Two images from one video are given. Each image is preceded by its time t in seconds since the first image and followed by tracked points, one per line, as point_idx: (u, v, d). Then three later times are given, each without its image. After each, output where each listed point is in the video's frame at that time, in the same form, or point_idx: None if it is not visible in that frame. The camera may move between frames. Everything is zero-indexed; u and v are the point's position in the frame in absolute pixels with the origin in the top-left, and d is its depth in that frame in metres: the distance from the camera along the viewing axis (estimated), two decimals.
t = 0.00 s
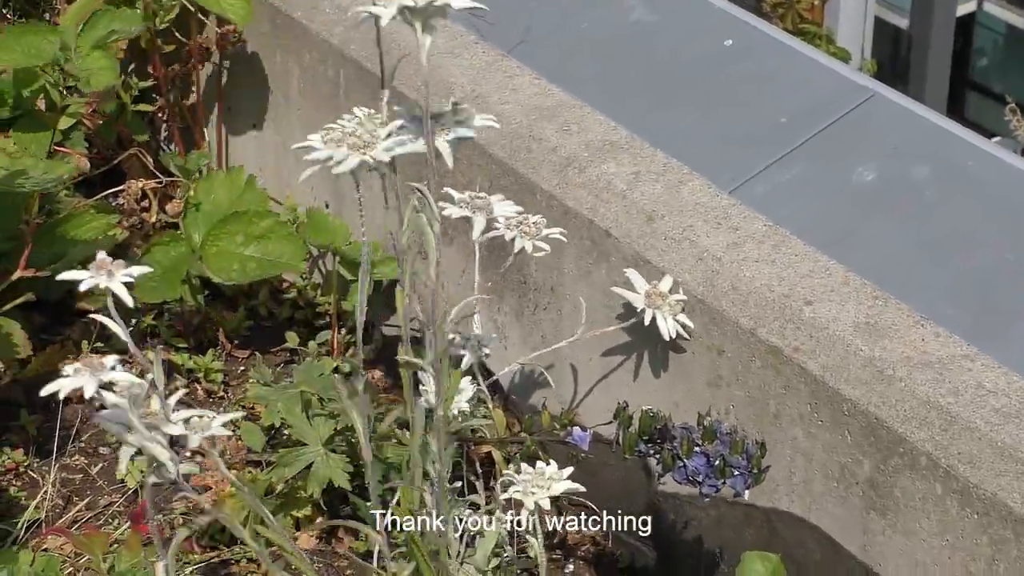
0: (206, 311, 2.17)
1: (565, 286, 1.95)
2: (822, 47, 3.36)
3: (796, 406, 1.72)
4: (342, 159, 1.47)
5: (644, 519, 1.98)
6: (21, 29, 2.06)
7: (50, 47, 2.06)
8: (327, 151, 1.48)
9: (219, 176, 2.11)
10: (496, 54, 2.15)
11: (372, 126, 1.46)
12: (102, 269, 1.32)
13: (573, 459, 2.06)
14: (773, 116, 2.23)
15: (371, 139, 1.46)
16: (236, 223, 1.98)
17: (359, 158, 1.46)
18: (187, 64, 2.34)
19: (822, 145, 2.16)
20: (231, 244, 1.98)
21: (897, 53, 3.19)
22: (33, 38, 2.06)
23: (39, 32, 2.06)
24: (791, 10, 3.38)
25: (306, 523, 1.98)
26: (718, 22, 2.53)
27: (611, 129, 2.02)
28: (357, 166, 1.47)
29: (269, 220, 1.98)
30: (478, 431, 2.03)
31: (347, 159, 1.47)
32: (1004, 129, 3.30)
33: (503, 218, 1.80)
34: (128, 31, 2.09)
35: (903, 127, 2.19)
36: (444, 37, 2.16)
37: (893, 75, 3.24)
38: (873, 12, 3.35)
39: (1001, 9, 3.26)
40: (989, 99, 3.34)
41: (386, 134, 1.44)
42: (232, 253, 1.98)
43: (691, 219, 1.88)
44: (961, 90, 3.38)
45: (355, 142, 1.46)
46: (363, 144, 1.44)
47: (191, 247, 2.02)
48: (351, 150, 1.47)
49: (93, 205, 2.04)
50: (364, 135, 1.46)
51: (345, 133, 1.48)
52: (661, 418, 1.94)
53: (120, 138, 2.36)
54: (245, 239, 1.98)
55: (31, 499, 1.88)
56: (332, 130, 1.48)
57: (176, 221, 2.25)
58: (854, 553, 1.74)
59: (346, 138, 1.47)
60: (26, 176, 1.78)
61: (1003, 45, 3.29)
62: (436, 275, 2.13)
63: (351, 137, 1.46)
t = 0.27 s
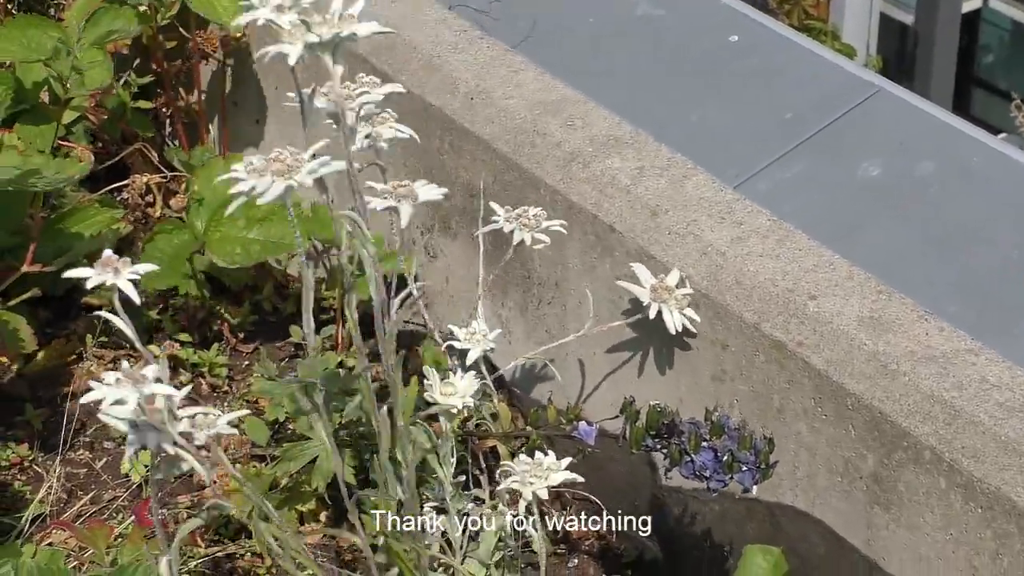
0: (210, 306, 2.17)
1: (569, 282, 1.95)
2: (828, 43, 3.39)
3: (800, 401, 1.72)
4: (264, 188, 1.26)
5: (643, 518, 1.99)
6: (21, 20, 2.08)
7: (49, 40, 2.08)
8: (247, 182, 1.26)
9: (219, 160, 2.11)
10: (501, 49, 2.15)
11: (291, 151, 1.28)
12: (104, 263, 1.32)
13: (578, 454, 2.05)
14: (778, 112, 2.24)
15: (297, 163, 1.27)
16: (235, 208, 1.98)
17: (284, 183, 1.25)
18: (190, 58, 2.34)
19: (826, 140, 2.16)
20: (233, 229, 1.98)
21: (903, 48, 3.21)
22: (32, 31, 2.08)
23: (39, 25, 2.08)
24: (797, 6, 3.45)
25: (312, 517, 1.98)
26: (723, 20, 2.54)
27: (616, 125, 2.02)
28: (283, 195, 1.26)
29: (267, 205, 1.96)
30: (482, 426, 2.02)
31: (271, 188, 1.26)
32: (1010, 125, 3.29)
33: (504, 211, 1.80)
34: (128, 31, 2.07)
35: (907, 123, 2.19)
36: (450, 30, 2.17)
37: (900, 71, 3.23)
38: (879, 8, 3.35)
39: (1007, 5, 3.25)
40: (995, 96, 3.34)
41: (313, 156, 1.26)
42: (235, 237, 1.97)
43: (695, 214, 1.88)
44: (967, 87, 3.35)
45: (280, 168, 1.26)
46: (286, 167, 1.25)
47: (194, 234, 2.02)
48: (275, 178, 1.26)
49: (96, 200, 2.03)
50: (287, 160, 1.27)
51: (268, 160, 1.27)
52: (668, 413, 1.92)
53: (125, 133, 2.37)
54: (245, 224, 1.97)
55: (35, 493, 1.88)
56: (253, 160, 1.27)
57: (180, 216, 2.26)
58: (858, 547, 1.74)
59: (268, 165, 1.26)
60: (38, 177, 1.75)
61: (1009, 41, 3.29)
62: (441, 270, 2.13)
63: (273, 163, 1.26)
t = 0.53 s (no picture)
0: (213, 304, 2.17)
1: (572, 279, 1.95)
2: (832, 42, 3.40)
3: (803, 398, 1.72)
4: (181, 180, 1.22)
5: (643, 518, 2.01)
6: (28, 17, 2.10)
7: (55, 39, 2.10)
8: (165, 178, 1.23)
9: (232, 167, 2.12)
10: (504, 45, 2.15)
11: (208, 141, 1.25)
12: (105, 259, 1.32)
13: (580, 451, 2.07)
14: (781, 109, 2.24)
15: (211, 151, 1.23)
16: (248, 207, 1.98)
17: (202, 173, 1.22)
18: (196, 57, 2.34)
19: (830, 137, 2.16)
20: (243, 229, 1.99)
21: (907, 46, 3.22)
22: (39, 28, 2.11)
23: (47, 22, 2.10)
24: (802, 4, 3.45)
25: (315, 515, 1.98)
26: (727, 18, 2.55)
27: (619, 122, 2.02)
28: (202, 184, 1.23)
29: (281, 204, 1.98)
30: (485, 423, 2.03)
31: (189, 180, 1.22)
32: (1015, 124, 3.29)
33: (511, 210, 1.79)
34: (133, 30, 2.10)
35: (912, 121, 2.19)
36: (454, 27, 2.17)
37: (904, 71, 3.25)
38: (883, 6, 3.35)
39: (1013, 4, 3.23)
40: (1000, 95, 3.33)
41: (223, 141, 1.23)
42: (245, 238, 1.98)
43: (698, 211, 1.88)
44: (971, 84, 3.36)
45: (196, 159, 1.22)
46: (202, 156, 1.22)
47: (202, 233, 2.00)
48: (191, 169, 1.22)
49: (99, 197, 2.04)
50: (205, 150, 1.23)
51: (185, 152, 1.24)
52: (670, 409, 1.90)
53: (129, 131, 2.36)
54: (256, 224, 1.98)
55: (39, 490, 1.88)
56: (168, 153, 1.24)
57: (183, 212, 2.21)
58: (861, 544, 1.74)
59: (183, 157, 1.23)
60: (35, 166, 1.80)
61: (1014, 39, 3.28)
62: (444, 267, 2.13)
63: (190, 154, 1.23)
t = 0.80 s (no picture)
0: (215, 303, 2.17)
1: (575, 277, 1.95)
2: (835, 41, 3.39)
3: (805, 396, 1.72)
4: (262, 187, 1.26)
5: (643, 518, 2.03)
6: (29, 19, 2.08)
7: (60, 39, 2.09)
8: (246, 182, 1.26)
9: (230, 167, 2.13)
10: (506, 43, 2.15)
11: (290, 149, 1.28)
12: (108, 267, 1.32)
13: (583, 449, 2.08)
14: (784, 108, 2.24)
15: (295, 161, 1.27)
16: (250, 220, 2.01)
17: (282, 182, 1.25)
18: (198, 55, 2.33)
19: (834, 136, 2.16)
20: (242, 240, 2.02)
21: (912, 47, 3.24)
22: (42, 29, 2.09)
23: (49, 22, 2.09)
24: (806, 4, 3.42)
25: (318, 513, 1.98)
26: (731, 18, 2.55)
27: (622, 120, 2.02)
28: (280, 193, 1.27)
29: (280, 220, 2.00)
30: (488, 421, 2.03)
31: (270, 187, 1.26)
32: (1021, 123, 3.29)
33: (514, 207, 1.78)
34: (136, 26, 2.04)
35: (915, 120, 2.19)
36: (456, 24, 2.17)
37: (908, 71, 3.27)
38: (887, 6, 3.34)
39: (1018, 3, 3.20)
40: (1005, 94, 3.33)
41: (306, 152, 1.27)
42: (242, 248, 2.01)
43: (701, 209, 1.88)
44: (976, 83, 3.36)
45: (279, 166, 1.26)
46: (286, 166, 1.25)
47: (202, 241, 2.03)
48: (273, 176, 1.26)
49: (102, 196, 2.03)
50: (287, 158, 1.27)
51: (266, 158, 1.27)
52: (675, 407, 1.89)
53: (131, 129, 2.35)
54: (257, 237, 2.01)
55: (41, 489, 1.88)
56: (251, 158, 1.27)
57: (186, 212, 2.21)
58: (863, 542, 1.74)
59: (266, 163, 1.26)
60: (39, 168, 1.79)
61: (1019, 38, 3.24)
62: (446, 265, 2.13)
63: (272, 160, 1.26)
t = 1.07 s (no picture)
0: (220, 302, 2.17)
1: (580, 277, 1.95)
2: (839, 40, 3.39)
3: (810, 395, 1.72)
4: (294, 174, 1.29)
5: (643, 518, 2.04)
6: (33, 17, 2.07)
7: (65, 37, 2.08)
8: (278, 169, 1.29)
9: (231, 159, 2.10)
10: (511, 43, 2.16)
11: (321, 138, 1.31)
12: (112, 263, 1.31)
13: (589, 449, 2.06)
14: (788, 107, 2.24)
15: (326, 151, 1.30)
16: (252, 207, 1.98)
17: (313, 171, 1.29)
18: (202, 55, 2.34)
19: (839, 136, 2.16)
20: (246, 227, 1.99)
21: (917, 46, 3.26)
22: (47, 27, 2.08)
23: (54, 20, 2.08)
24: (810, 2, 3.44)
25: (323, 512, 1.98)
26: (734, 17, 2.55)
27: (626, 119, 2.02)
28: (311, 181, 1.30)
29: (282, 206, 1.97)
30: (493, 420, 2.03)
31: (301, 175, 1.29)
32: None
33: (522, 206, 1.77)
34: (141, 22, 2.03)
35: (920, 119, 2.19)
36: (460, 24, 2.18)
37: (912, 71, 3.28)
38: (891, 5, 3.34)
39: None
40: (1009, 93, 3.32)
41: (338, 143, 1.31)
42: (247, 236, 1.98)
43: (705, 208, 1.88)
44: (981, 82, 3.37)
45: (310, 155, 1.29)
46: (317, 155, 1.28)
47: (207, 233, 2.01)
48: (305, 165, 1.29)
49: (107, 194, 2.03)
50: (318, 148, 1.30)
51: (298, 146, 1.30)
52: (682, 406, 1.90)
53: (135, 128, 2.35)
54: (260, 224, 1.98)
55: (46, 488, 1.88)
56: (284, 146, 1.30)
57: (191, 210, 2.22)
58: (868, 542, 1.74)
59: (299, 152, 1.29)
60: (47, 169, 1.82)
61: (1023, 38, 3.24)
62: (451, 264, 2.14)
63: (304, 150, 1.29)
